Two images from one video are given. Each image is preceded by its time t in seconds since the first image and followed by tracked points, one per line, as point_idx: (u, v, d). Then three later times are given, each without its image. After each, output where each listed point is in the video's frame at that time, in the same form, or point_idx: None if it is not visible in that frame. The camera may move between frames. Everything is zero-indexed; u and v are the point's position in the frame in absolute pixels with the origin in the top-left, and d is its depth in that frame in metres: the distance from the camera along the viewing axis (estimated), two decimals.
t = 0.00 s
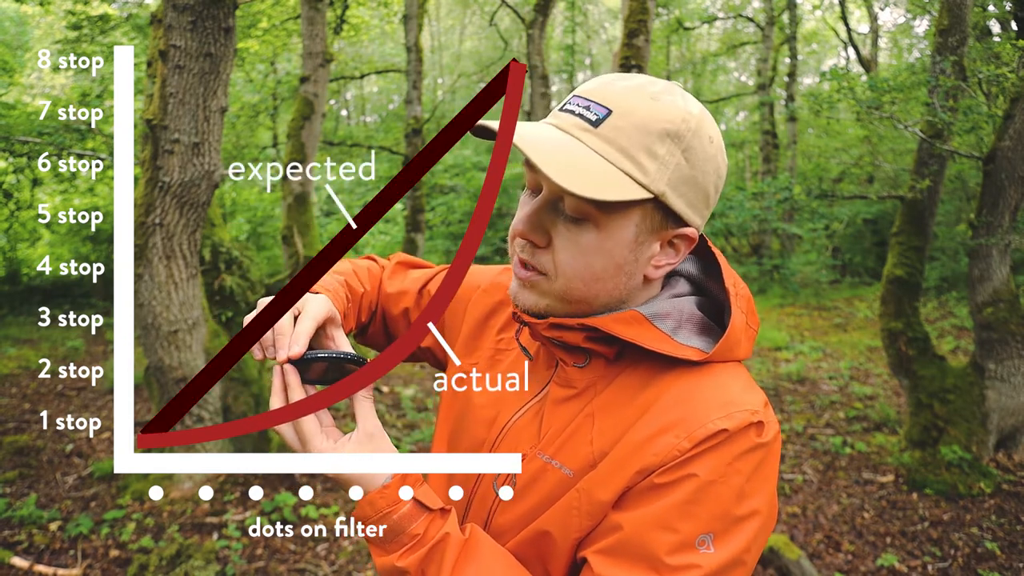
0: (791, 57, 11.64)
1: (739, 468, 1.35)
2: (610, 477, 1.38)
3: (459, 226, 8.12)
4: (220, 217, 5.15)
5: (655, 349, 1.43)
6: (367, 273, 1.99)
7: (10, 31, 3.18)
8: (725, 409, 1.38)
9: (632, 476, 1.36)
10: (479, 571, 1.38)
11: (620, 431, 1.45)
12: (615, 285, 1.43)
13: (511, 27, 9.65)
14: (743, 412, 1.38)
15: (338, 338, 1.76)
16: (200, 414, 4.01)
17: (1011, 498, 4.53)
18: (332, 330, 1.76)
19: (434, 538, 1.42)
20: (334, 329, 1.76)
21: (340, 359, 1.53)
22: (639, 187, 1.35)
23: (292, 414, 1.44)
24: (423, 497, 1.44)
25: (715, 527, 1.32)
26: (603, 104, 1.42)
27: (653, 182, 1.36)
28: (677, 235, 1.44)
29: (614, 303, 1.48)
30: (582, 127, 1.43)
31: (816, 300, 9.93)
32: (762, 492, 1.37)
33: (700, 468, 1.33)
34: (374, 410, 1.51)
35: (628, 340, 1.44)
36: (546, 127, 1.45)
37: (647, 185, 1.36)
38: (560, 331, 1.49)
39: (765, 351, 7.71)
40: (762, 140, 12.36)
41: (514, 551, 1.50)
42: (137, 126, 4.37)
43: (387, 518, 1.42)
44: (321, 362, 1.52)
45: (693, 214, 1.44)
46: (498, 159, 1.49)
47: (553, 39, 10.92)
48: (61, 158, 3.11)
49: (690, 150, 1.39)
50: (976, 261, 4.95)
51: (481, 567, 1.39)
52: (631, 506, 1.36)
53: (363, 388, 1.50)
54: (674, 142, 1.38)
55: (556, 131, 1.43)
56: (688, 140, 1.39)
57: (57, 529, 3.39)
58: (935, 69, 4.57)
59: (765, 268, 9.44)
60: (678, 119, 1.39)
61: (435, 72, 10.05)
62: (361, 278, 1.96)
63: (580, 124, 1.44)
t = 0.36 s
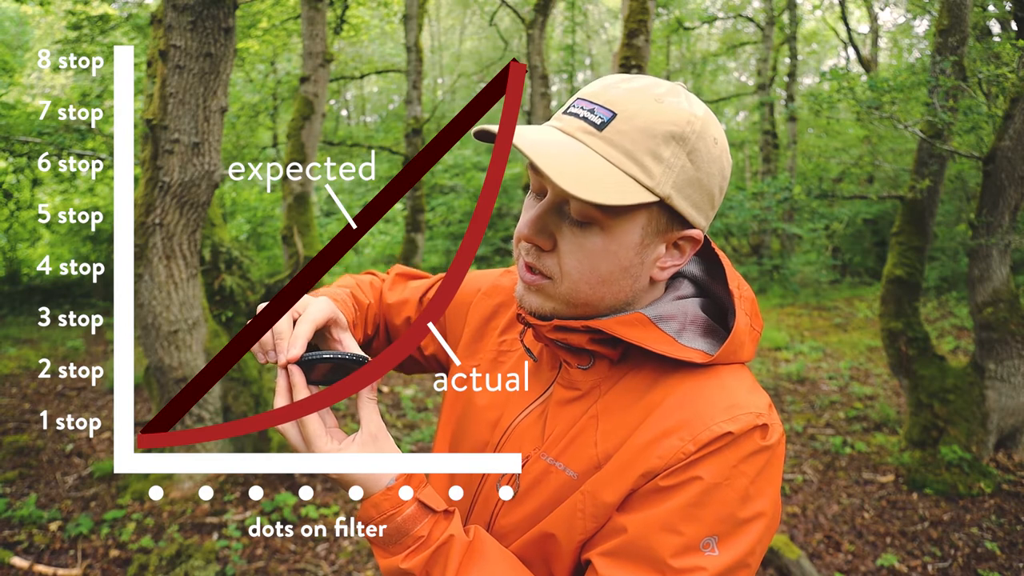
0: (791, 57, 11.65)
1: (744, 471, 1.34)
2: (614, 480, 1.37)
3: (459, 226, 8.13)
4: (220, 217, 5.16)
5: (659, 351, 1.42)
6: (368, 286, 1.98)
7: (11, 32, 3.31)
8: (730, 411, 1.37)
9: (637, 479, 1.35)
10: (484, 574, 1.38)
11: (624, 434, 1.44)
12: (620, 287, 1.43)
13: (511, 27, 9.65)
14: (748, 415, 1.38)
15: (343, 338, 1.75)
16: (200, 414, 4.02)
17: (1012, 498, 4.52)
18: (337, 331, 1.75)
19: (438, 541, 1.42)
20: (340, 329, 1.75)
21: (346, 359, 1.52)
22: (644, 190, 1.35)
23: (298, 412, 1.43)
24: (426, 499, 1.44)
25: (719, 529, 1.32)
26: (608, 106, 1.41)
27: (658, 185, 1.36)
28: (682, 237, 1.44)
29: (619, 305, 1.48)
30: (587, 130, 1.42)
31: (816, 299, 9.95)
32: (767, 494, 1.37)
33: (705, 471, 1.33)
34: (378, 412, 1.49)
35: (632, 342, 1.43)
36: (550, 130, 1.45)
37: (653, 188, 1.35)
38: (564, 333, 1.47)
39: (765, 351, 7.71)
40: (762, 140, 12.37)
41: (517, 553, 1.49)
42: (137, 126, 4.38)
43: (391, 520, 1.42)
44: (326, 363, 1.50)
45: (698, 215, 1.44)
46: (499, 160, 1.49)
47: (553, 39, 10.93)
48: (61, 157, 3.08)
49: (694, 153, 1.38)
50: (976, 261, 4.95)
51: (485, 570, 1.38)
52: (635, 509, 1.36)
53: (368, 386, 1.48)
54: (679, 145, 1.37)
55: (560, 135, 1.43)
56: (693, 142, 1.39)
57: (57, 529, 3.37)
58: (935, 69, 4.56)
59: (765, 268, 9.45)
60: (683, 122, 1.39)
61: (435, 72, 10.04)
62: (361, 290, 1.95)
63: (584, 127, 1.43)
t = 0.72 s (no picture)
0: (790, 57, 11.66)
1: (747, 470, 1.34)
2: (617, 480, 1.37)
3: (459, 226, 8.14)
4: (220, 217, 5.16)
5: (661, 350, 1.42)
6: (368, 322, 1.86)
7: (11, 32, 3.28)
8: (733, 410, 1.37)
9: (641, 479, 1.35)
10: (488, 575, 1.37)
11: (627, 434, 1.44)
12: (625, 286, 1.43)
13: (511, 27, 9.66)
14: (751, 414, 1.37)
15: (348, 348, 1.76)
16: (200, 414, 4.01)
17: (1012, 498, 4.52)
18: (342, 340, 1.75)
19: (442, 543, 1.41)
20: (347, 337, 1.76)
21: (346, 363, 1.53)
22: (648, 188, 1.35)
23: (299, 413, 1.44)
24: (429, 500, 1.43)
25: (723, 529, 1.32)
26: (609, 107, 1.42)
27: (661, 183, 1.36)
28: (685, 234, 1.44)
29: (625, 304, 1.47)
30: (589, 131, 1.43)
31: (816, 300, 9.97)
32: (770, 493, 1.36)
33: (708, 471, 1.32)
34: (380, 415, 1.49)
35: (634, 342, 1.43)
36: (552, 132, 1.45)
37: (656, 187, 1.35)
38: (566, 334, 1.47)
39: (765, 351, 7.72)
40: (762, 140, 12.37)
41: (521, 555, 1.48)
42: (137, 126, 4.38)
43: (394, 523, 1.41)
44: (327, 367, 1.52)
45: (701, 213, 1.43)
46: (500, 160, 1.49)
47: (553, 40, 10.94)
48: (60, 157, 3.12)
49: (696, 150, 1.38)
50: (976, 261, 4.95)
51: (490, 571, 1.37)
52: (639, 509, 1.35)
53: (369, 388, 1.50)
54: (680, 143, 1.37)
55: (562, 136, 1.43)
56: (694, 140, 1.39)
57: (57, 529, 3.38)
58: (935, 69, 4.56)
59: (765, 268, 9.46)
60: (683, 120, 1.38)
61: (436, 72, 10.04)
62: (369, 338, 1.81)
63: (586, 128, 1.43)
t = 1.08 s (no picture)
0: (791, 57, 11.66)
1: (753, 466, 1.34)
2: (624, 478, 1.37)
3: (459, 226, 8.15)
4: (220, 217, 5.17)
5: (664, 347, 1.42)
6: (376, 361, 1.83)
7: (11, 32, 3.28)
8: (737, 406, 1.36)
9: (647, 476, 1.34)
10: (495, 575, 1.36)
11: (632, 432, 1.43)
12: (633, 280, 1.43)
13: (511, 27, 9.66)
14: (755, 410, 1.37)
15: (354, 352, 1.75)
16: (200, 414, 4.01)
17: (1011, 498, 4.52)
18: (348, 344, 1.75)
19: (448, 544, 1.40)
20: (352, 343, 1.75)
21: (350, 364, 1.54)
22: (654, 182, 1.35)
23: (302, 412, 1.45)
24: (434, 502, 1.42)
25: (730, 524, 1.32)
26: (610, 105, 1.42)
27: (667, 176, 1.36)
28: (689, 226, 1.44)
29: (632, 300, 1.47)
30: (592, 130, 1.43)
31: (816, 299, 9.99)
32: (775, 488, 1.37)
33: (715, 467, 1.32)
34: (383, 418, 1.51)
35: (637, 340, 1.43)
36: (554, 132, 1.44)
37: (661, 180, 1.35)
38: (571, 333, 1.47)
39: (765, 351, 7.71)
40: (762, 140, 12.38)
41: (527, 555, 1.47)
42: (137, 126, 4.39)
43: (399, 525, 1.40)
44: (332, 368, 1.52)
45: (704, 204, 1.44)
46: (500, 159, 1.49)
47: (553, 39, 10.94)
48: (61, 157, 3.12)
49: (697, 144, 1.39)
50: (976, 261, 4.95)
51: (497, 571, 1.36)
52: (646, 507, 1.35)
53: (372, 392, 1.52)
54: (682, 137, 1.38)
55: (566, 136, 1.43)
56: (695, 133, 1.40)
57: (57, 529, 3.38)
58: (935, 69, 4.56)
59: (765, 268, 9.47)
60: (683, 114, 1.39)
61: (436, 72, 10.03)
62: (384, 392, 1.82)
63: (589, 127, 1.43)
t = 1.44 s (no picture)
0: (791, 57, 11.66)
1: (762, 455, 1.34)
2: (634, 474, 1.35)
3: (459, 226, 8.15)
4: (220, 218, 5.17)
5: (666, 343, 1.42)
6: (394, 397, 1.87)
7: (11, 32, 3.32)
8: (744, 397, 1.36)
9: (658, 471, 1.33)
10: None
11: (639, 429, 1.42)
12: (642, 270, 1.43)
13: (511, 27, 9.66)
14: (761, 400, 1.37)
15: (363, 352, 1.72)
16: (201, 414, 4.01)
17: (1011, 498, 4.52)
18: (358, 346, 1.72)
19: (460, 547, 1.38)
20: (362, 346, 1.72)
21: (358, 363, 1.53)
22: (652, 167, 1.37)
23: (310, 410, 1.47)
24: (444, 505, 1.41)
25: (741, 514, 1.32)
26: (594, 99, 1.42)
27: (662, 160, 1.38)
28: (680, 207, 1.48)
29: (641, 290, 1.48)
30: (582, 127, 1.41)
31: (816, 299, 10.01)
32: (783, 476, 1.37)
33: (725, 458, 1.32)
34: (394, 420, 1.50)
35: (640, 339, 1.42)
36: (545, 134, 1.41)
37: (658, 164, 1.38)
38: (575, 338, 1.47)
39: (765, 351, 7.71)
40: (762, 140, 12.38)
41: (538, 556, 1.45)
42: (136, 126, 4.39)
43: (409, 530, 1.38)
44: (341, 367, 1.53)
45: (691, 184, 1.48)
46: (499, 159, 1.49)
47: (553, 39, 10.94)
48: (61, 157, 3.12)
49: (680, 126, 1.43)
50: (976, 261, 4.95)
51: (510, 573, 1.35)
52: (658, 501, 1.34)
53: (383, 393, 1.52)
54: (666, 120, 1.42)
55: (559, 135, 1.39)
56: (676, 116, 1.44)
57: (57, 529, 3.38)
58: (935, 69, 4.56)
59: (765, 268, 9.48)
60: (661, 100, 1.43)
61: (436, 72, 10.04)
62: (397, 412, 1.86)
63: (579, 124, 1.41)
